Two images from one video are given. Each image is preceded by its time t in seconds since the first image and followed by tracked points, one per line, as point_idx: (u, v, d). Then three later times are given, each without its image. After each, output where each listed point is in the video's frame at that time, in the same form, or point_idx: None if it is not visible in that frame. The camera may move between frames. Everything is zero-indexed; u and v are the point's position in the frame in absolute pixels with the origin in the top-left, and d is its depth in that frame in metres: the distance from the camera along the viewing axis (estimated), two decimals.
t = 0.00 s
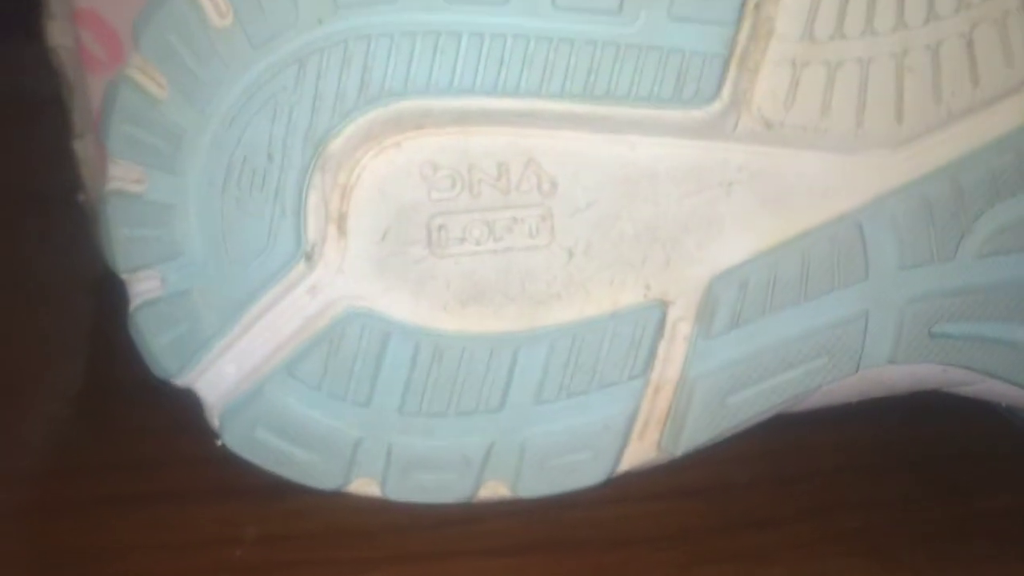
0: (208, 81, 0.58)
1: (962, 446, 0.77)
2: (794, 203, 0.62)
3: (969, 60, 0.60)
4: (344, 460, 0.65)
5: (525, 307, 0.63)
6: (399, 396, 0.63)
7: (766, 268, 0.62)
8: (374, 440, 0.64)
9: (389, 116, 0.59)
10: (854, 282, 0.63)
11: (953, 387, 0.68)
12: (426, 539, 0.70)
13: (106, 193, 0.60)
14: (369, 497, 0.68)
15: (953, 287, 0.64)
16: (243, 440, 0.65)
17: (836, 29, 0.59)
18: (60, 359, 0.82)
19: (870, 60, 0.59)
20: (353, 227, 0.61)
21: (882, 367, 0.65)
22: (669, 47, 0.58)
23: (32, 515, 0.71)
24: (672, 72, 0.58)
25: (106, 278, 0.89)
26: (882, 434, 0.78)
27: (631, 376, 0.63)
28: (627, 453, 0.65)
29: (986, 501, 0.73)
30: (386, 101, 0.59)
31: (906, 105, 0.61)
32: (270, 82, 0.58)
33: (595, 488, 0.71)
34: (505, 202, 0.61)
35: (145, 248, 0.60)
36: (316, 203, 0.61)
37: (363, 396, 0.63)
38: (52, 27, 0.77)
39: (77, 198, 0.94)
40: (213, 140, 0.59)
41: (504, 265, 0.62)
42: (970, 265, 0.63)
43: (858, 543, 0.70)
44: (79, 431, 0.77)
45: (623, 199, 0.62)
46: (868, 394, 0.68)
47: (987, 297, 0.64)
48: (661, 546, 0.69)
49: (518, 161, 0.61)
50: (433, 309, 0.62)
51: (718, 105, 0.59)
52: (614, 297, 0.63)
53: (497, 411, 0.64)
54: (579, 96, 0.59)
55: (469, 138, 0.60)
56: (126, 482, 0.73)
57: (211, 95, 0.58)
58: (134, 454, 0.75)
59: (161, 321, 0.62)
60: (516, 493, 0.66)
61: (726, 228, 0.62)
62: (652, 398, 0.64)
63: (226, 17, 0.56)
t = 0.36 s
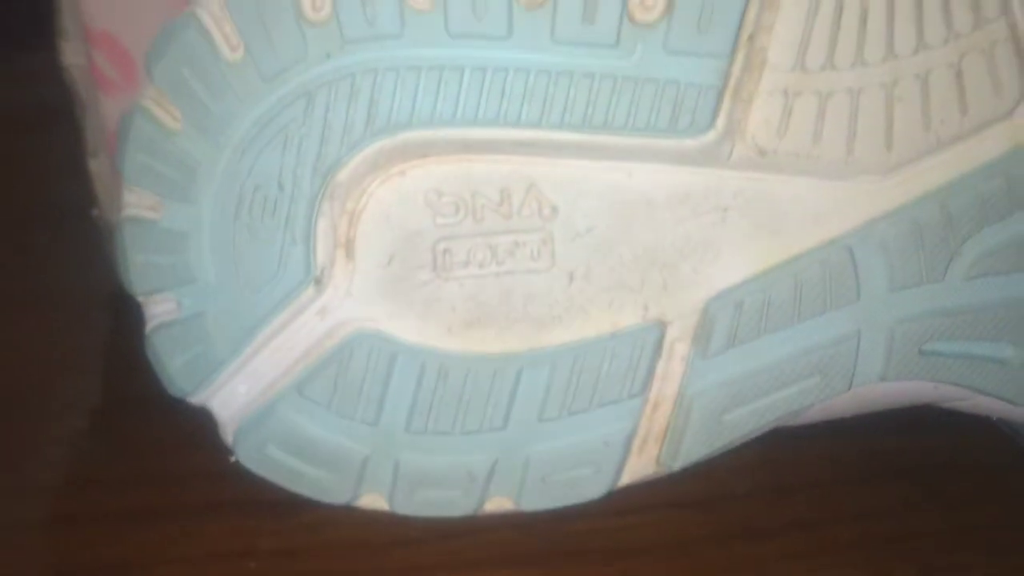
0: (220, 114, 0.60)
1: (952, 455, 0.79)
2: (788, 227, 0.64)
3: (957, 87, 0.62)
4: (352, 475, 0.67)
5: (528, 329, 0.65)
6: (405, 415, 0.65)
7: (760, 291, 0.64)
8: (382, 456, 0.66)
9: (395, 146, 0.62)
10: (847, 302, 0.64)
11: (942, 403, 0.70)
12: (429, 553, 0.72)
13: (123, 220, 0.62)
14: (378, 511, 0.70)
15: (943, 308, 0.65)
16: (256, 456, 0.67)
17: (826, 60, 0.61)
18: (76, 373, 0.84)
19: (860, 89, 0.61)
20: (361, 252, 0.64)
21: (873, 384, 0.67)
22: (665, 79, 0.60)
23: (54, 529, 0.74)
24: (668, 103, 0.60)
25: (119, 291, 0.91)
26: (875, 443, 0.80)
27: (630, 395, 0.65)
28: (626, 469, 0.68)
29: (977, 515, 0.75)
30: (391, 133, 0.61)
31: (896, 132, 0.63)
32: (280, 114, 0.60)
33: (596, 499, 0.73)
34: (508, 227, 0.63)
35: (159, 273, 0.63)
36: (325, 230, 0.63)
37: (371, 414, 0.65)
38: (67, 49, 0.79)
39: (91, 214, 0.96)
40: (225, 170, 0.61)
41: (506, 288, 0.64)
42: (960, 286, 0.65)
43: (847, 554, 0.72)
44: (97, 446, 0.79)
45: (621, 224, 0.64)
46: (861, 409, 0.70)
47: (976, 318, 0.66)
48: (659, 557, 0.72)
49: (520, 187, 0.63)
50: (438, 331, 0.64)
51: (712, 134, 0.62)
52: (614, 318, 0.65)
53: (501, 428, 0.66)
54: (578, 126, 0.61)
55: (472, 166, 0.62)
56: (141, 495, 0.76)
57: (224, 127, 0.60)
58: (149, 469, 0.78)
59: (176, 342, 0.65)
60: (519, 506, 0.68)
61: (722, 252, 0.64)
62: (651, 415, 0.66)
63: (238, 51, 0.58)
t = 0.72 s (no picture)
0: (226, 135, 0.62)
1: (944, 458, 0.81)
2: (778, 243, 0.66)
3: (945, 106, 0.64)
4: (357, 483, 0.69)
5: (525, 342, 0.67)
6: (408, 426, 0.67)
7: (751, 306, 0.66)
8: (386, 465, 0.69)
9: (394, 166, 0.63)
10: (836, 316, 0.66)
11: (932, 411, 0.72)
12: (429, 560, 0.74)
13: (136, 237, 0.64)
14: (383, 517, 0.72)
15: (932, 321, 0.67)
16: (264, 465, 0.70)
17: (813, 81, 0.62)
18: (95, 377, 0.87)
19: (848, 109, 0.63)
20: (362, 269, 0.66)
21: (863, 395, 0.69)
22: (656, 102, 0.62)
23: (69, 533, 0.76)
24: (659, 124, 0.62)
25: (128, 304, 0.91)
26: (867, 450, 0.82)
27: (625, 406, 0.67)
28: (622, 476, 0.70)
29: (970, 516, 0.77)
30: (390, 154, 0.63)
31: (883, 150, 0.64)
32: (283, 137, 0.62)
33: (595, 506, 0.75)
34: (505, 243, 0.65)
35: (169, 289, 0.65)
36: (328, 247, 0.65)
37: (373, 425, 0.67)
38: (81, 64, 0.82)
39: (100, 223, 0.97)
40: (231, 190, 0.63)
41: (503, 303, 0.66)
42: (947, 300, 0.67)
43: (840, 559, 0.74)
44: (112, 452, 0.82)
45: (614, 240, 0.66)
46: (853, 418, 0.72)
47: (964, 330, 0.68)
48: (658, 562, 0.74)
49: (517, 205, 0.65)
50: (438, 345, 0.66)
51: (702, 154, 0.63)
52: (609, 331, 0.67)
53: (500, 438, 0.68)
54: (572, 147, 0.63)
55: (471, 184, 0.64)
56: (157, 500, 0.78)
57: (230, 148, 0.62)
58: (163, 475, 0.80)
59: (187, 355, 0.67)
60: (519, 513, 0.71)
61: (715, 267, 0.66)
62: (645, 425, 0.68)
63: (243, 75, 0.61)
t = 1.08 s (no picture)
0: (225, 173, 0.64)
1: (935, 484, 0.82)
2: (763, 275, 0.67)
3: (925, 141, 0.65)
4: (353, 511, 0.71)
5: (516, 373, 0.68)
6: (401, 454, 0.69)
7: (736, 337, 0.68)
8: (381, 493, 0.71)
9: (387, 203, 0.65)
10: (821, 347, 0.67)
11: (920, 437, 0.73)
12: None
13: (139, 271, 0.67)
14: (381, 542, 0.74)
15: (916, 352, 0.68)
16: (264, 491, 0.72)
17: (795, 118, 0.64)
18: (105, 403, 0.88)
19: (829, 145, 0.64)
20: (358, 302, 0.68)
21: (848, 424, 0.70)
22: (639, 139, 0.63)
23: (79, 559, 0.79)
24: (643, 161, 0.64)
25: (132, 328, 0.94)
26: (852, 479, 0.83)
27: (614, 435, 0.69)
28: (612, 503, 0.71)
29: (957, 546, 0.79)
30: (382, 191, 0.65)
31: (866, 184, 0.65)
32: (278, 176, 0.64)
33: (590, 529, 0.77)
34: (495, 276, 0.67)
35: (172, 320, 0.67)
36: (323, 281, 0.67)
37: (368, 454, 0.69)
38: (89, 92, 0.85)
39: (115, 242, 1.00)
40: (230, 226, 0.65)
41: (494, 334, 0.68)
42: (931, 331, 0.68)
43: None
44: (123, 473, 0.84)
45: (601, 273, 0.67)
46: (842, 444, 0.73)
47: (948, 362, 0.68)
48: None
49: (507, 239, 0.67)
50: (431, 374, 0.68)
51: (687, 189, 0.65)
52: (597, 361, 0.68)
53: (492, 466, 0.69)
54: (559, 184, 0.65)
55: (461, 219, 0.66)
56: (167, 521, 0.81)
57: (227, 185, 0.64)
58: (168, 499, 0.82)
59: (189, 385, 0.69)
60: (512, 539, 0.72)
61: (700, 298, 0.67)
62: (634, 454, 0.69)
63: (240, 114, 0.63)
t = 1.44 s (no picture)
0: (164, 226, 0.62)
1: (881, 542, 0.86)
2: (726, 327, 0.65)
3: (890, 188, 0.62)
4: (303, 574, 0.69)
5: (469, 432, 0.66)
6: (349, 517, 0.67)
7: (697, 393, 0.65)
8: (331, 557, 0.68)
9: (333, 256, 0.63)
10: (785, 404, 0.65)
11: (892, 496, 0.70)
12: None
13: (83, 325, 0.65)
14: None
15: (885, 408, 0.66)
16: (210, 553, 0.69)
17: (754, 165, 0.61)
18: (51, 463, 0.90)
19: (790, 193, 0.62)
20: (305, 358, 0.66)
21: (816, 482, 0.68)
22: (592, 189, 0.61)
23: None
24: (597, 212, 0.62)
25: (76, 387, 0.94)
26: (831, 521, 0.88)
27: (572, 496, 0.66)
28: (571, 566, 0.69)
29: None
30: (326, 243, 0.62)
31: (829, 234, 0.63)
32: (219, 229, 0.62)
33: None
34: (448, 330, 0.65)
35: (114, 376, 0.65)
36: (269, 338, 0.65)
37: (316, 516, 0.67)
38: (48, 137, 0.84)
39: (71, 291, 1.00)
40: (171, 281, 0.63)
41: (447, 391, 0.65)
42: (899, 387, 0.65)
43: None
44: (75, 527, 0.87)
45: (558, 325, 0.65)
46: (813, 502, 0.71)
47: (918, 418, 0.66)
48: None
49: (459, 290, 0.64)
50: (382, 431, 0.66)
51: (643, 239, 0.63)
52: (553, 419, 0.66)
53: (444, 529, 0.67)
54: (511, 235, 0.62)
55: (412, 271, 0.64)
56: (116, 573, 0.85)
57: (166, 239, 0.62)
58: (113, 559, 0.85)
59: (134, 444, 0.67)
60: None
61: (660, 353, 0.65)
62: (592, 515, 0.67)
63: (181, 165, 0.61)
